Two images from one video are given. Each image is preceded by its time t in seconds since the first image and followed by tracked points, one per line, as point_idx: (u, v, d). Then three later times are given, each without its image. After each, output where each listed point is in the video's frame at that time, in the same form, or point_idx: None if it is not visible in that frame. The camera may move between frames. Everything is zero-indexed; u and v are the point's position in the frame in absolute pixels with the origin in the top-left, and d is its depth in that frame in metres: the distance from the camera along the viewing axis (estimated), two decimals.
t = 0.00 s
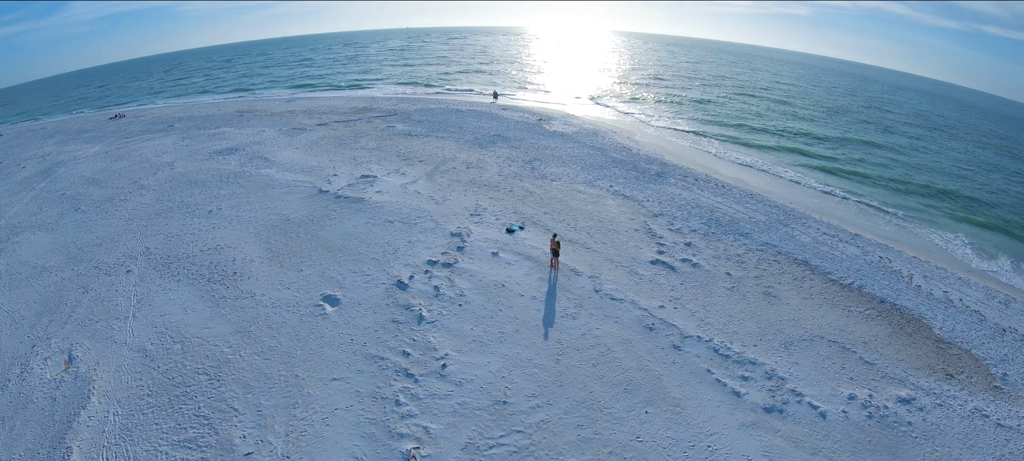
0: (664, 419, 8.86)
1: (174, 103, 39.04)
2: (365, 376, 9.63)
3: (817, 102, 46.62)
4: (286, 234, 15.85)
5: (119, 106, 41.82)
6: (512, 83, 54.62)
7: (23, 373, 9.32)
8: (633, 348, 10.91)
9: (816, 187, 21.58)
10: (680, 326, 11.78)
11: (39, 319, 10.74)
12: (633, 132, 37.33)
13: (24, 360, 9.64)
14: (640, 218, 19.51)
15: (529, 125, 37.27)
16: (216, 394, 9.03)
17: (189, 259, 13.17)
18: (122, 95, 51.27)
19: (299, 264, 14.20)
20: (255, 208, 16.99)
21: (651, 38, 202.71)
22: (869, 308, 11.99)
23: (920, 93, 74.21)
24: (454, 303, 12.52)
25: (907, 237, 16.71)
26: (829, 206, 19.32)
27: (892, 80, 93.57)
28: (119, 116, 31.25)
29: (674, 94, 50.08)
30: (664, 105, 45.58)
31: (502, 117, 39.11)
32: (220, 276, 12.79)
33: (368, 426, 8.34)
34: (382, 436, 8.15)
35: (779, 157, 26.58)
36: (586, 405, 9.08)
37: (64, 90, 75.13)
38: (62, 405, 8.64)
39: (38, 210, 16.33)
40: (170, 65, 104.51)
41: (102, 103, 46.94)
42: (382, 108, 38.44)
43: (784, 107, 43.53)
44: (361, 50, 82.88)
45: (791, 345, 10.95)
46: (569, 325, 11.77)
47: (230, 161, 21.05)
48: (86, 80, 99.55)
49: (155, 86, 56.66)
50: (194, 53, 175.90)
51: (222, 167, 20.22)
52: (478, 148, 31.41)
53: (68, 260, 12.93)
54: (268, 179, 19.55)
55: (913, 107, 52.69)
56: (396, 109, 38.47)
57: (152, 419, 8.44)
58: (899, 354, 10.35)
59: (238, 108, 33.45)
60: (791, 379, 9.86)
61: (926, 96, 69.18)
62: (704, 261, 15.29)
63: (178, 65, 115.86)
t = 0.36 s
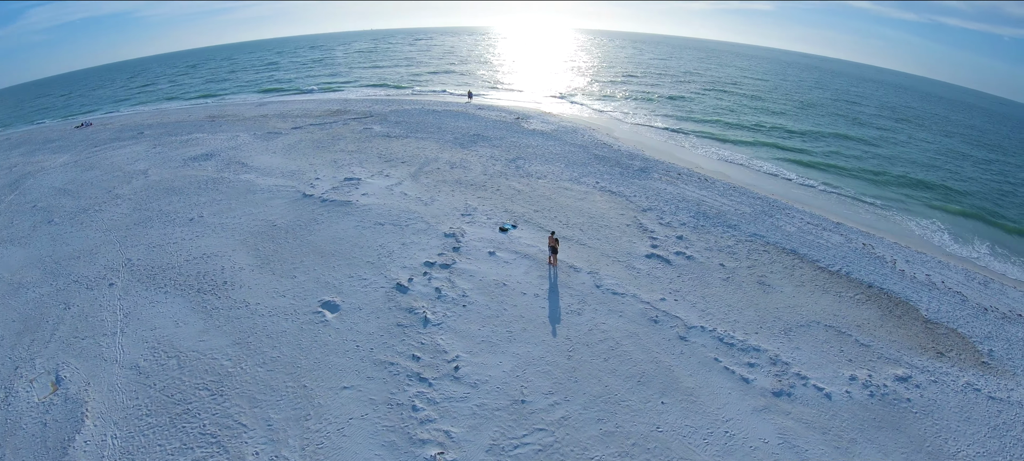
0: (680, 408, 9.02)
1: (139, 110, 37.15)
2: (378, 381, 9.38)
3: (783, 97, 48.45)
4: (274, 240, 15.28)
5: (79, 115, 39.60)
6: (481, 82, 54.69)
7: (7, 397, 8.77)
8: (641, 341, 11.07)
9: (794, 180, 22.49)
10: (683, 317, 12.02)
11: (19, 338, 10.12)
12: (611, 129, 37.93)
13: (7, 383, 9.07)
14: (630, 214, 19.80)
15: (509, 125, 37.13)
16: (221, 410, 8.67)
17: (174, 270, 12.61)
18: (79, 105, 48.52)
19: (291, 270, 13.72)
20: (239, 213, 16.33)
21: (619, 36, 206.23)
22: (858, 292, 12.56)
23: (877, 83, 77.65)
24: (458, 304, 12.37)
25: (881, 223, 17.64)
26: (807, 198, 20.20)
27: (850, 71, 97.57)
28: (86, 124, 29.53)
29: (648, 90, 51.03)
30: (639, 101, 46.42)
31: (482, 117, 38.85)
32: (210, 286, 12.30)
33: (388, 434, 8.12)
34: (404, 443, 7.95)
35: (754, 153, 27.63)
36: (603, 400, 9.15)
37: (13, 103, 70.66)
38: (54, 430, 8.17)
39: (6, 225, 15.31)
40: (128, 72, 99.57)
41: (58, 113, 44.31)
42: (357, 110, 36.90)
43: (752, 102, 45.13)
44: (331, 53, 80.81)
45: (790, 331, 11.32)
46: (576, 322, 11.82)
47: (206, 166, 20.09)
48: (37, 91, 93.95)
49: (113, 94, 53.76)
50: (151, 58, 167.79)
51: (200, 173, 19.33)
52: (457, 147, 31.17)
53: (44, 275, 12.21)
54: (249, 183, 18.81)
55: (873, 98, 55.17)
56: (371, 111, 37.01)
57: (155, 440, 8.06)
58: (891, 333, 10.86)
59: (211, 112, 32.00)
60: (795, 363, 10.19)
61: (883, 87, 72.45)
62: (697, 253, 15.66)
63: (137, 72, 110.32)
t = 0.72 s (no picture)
0: (696, 397, 9.21)
1: (99, 118, 35.18)
2: (393, 387, 9.14)
3: (751, 92, 50.14)
4: (263, 246, 14.70)
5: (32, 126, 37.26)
6: (457, 83, 54.10)
7: None
8: (649, 333, 11.23)
9: (773, 174, 23.35)
10: (686, 308, 12.27)
11: None
12: (590, 126, 38.37)
13: None
14: (620, 210, 20.06)
15: (490, 124, 36.87)
16: (230, 426, 8.28)
17: (161, 281, 12.01)
18: (31, 116, 45.61)
19: (286, 277, 13.23)
20: (223, 219, 15.63)
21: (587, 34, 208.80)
22: (847, 278, 13.14)
23: (837, 76, 80.95)
24: (463, 305, 12.21)
25: (858, 211, 18.53)
26: (787, 190, 21.01)
27: (811, 65, 101.43)
28: (51, 133, 27.68)
29: (622, 88, 51.82)
30: (615, 99, 47.11)
31: (462, 117, 38.43)
32: (201, 297, 11.76)
33: (411, 440, 7.93)
34: (430, 448, 7.78)
35: (731, 148, 28.58)
36: (621, 394, 9.23)
37: None
38: (50, 457, 7.64)
39: None
40: (81, 81, 94.23)
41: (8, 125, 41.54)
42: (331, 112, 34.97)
43: (723, 98, 46.56)
44: (299, 56, 78.42)
45: (789, 317, 11.70)
46: (583, 317, 11.89)
47: (182, 173, 19.12)
48: None
49: (67, 104, 50.69)
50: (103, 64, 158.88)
51: (178, 180, 18.41)
52: (440, 147, 30.71)
53: (19, 293, 11.44)
54: (230, 189, 18.00)
55: (835, 90, 57.58)
56: (346, 114, 35.17)
57: None
58: (883, 315, 11.39)
59: (182, 118, 30.54)
60: (798, 348, 10.54)
61: (843, 79, 75.58)
62: (691, 246, 15.99)
63: (90, 79, 104.41)
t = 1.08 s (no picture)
0: (709, 385, 9.42)
1: (58, 129, 33.30)
2: (408, 391, 8.94)
3: (722, 88, 51.62)
4: (252, 253, 14.15)
5: None
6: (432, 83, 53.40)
7: None
8: (655, 326, 11.40)
9: (753, 170, 24.18)
10: (687, 300, 12.52)
11: None
12: (570, 123, 38.69)
13: None
14: (610, 207, 20.30)
15: (471, 124, 36.57)
16: (241, 442, 7.95)
17: (150, 295, 11.47)
18: None
19: (281, 285, 12.78)
20: (208, 226, 14.99)
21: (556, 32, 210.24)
22: (835, 265, 13.72)
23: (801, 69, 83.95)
24: (468, 305, 12.08)
25: (835, 201, 19.38)
26: (766, 184, 21.82)
27: (774, 59, 104.95)
28: (14, 144, 25.97)
29: (598, 85, 52.41)
30: (592, 96, 47.62)
31: (442, 117, 37.97)
32: (193, 309, 11.27)
33: (434, 444, 7.79)
34: (456, 452, 7.64)
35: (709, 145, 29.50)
36: (637, 386, 9.34)
37: None
38: None
39: None
40: (32, 92, 88.77)
41: None
42: (306, 115, 32.86)
43: (695, 94, 47.81)
44: (266, 59, 75.98)
45: (786, 304, 12.09)
46: (590, 313, 11.96)
47: (159, 180, 18.21)
48: None
49: (19, 116, 47.76)
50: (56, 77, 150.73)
51: (154, 187, 17.52)
52: (422, 147, 30.09)
53: None
54: (211, 195, 17.23)
55: (800, 84, 59.79)
56: (321, 117, 33.06)
57: None
58: (873, 298, 11.93)
59: (150, 124, 29.09)
60: (799, 333, 10.89)
61: (806, 72, 78.43)
62: (684, 240, 16.35)
63: (40, 88, 98.36)
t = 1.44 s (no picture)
0: (720, 373, 9.66)
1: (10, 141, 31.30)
2: (426, 395, 8.77)
3: (692, 85, 53.05)
4: (243, 262, 13.62)
5: None
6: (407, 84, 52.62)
7: None
8: (661, 318, 11.62)
9: (732, 166, 25.07)
10: (688, 292, 12.81)
11: None
12: (549, 122, 38.95)
13: None
14: (599, 204, 20.56)
15: (452, 124, 36.21)
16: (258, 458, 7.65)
17: (138, 309, 10.93)
18: None
19: (277, 294, 12.35)
20: (193, 236, 14.35)
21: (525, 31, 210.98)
22: (821, 254, 14.36)
23: (765, 64, 86.84)
24: (474, 306, 11.98)
25: (811, 193, 20.29)
26: (746, 179, 22.66)
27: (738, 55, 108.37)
28: None
29: (574, 84, 52.88)
30: (569, 95, 48.05)
31: (422, 118, 37.46)
32: (187, 322, 10.78)
33: (461, 448, 7.68)
34: (484, 454, 7.56)
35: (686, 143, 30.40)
36: (652, 378, 9.49)
37: None
38: None
39: None
40: None
41: None
42: (280, 119, 30.14)
43: (668, 91, 48.96)
44: (232, 64, 73.33)
45: (781, 292, 12.54)
46: (595, 309, 12.08)
47: (134, 189, 17.27)
48: None
49: None
50: None
51: (130, 198, 16.62)
52: (405, 148, 29.42)
53: None
54: (192, 202, 16.45)
55: (766, 79, 61.95)
56: (296, 120, 30.38)
57: None
58: (862, 283, 12.52)
59: (114, 132, 27.57)
60: (798, 319, 11.31)
61: (770, 67, 81.23)
62: (676, 234, 16.73)
63: None
